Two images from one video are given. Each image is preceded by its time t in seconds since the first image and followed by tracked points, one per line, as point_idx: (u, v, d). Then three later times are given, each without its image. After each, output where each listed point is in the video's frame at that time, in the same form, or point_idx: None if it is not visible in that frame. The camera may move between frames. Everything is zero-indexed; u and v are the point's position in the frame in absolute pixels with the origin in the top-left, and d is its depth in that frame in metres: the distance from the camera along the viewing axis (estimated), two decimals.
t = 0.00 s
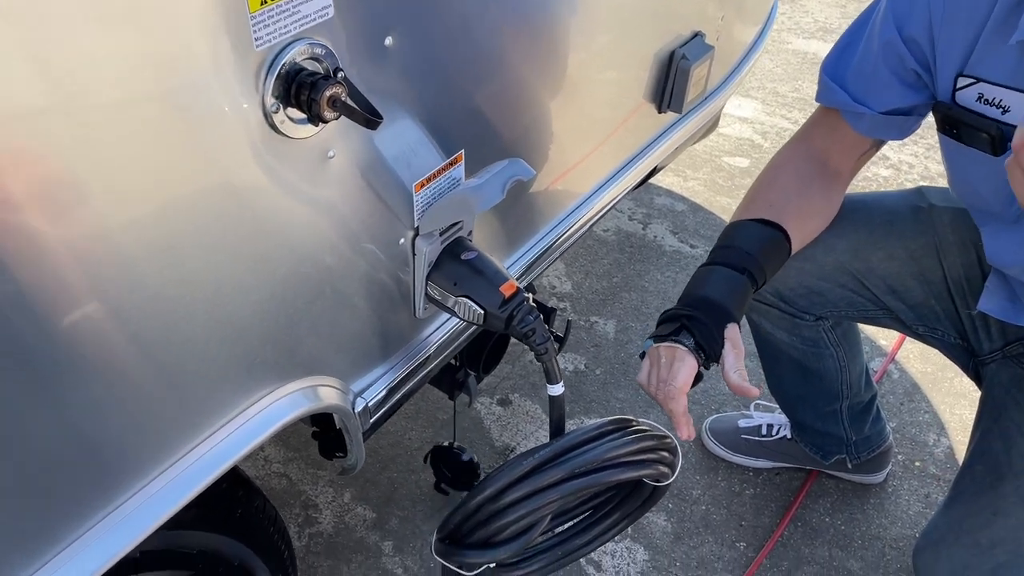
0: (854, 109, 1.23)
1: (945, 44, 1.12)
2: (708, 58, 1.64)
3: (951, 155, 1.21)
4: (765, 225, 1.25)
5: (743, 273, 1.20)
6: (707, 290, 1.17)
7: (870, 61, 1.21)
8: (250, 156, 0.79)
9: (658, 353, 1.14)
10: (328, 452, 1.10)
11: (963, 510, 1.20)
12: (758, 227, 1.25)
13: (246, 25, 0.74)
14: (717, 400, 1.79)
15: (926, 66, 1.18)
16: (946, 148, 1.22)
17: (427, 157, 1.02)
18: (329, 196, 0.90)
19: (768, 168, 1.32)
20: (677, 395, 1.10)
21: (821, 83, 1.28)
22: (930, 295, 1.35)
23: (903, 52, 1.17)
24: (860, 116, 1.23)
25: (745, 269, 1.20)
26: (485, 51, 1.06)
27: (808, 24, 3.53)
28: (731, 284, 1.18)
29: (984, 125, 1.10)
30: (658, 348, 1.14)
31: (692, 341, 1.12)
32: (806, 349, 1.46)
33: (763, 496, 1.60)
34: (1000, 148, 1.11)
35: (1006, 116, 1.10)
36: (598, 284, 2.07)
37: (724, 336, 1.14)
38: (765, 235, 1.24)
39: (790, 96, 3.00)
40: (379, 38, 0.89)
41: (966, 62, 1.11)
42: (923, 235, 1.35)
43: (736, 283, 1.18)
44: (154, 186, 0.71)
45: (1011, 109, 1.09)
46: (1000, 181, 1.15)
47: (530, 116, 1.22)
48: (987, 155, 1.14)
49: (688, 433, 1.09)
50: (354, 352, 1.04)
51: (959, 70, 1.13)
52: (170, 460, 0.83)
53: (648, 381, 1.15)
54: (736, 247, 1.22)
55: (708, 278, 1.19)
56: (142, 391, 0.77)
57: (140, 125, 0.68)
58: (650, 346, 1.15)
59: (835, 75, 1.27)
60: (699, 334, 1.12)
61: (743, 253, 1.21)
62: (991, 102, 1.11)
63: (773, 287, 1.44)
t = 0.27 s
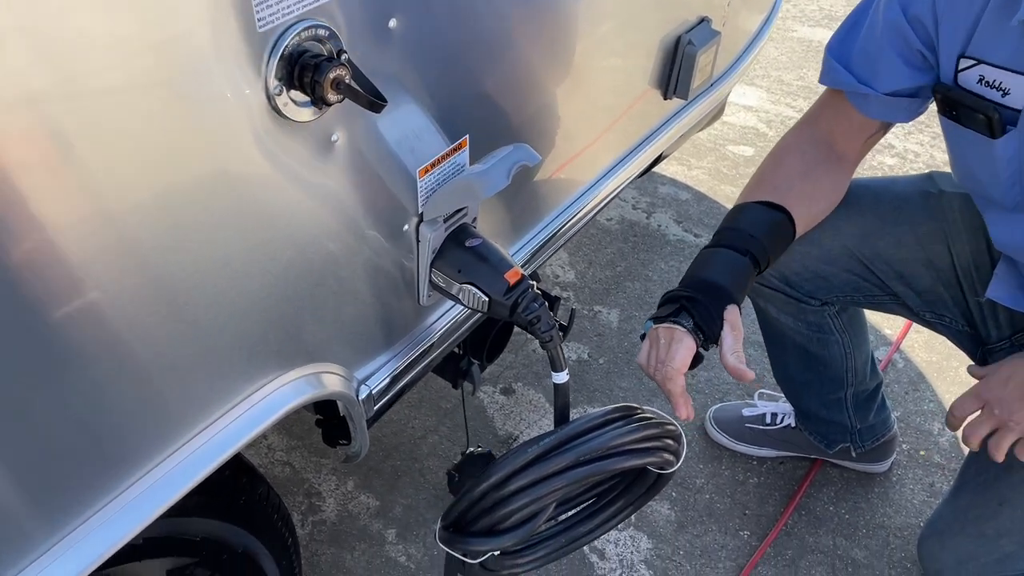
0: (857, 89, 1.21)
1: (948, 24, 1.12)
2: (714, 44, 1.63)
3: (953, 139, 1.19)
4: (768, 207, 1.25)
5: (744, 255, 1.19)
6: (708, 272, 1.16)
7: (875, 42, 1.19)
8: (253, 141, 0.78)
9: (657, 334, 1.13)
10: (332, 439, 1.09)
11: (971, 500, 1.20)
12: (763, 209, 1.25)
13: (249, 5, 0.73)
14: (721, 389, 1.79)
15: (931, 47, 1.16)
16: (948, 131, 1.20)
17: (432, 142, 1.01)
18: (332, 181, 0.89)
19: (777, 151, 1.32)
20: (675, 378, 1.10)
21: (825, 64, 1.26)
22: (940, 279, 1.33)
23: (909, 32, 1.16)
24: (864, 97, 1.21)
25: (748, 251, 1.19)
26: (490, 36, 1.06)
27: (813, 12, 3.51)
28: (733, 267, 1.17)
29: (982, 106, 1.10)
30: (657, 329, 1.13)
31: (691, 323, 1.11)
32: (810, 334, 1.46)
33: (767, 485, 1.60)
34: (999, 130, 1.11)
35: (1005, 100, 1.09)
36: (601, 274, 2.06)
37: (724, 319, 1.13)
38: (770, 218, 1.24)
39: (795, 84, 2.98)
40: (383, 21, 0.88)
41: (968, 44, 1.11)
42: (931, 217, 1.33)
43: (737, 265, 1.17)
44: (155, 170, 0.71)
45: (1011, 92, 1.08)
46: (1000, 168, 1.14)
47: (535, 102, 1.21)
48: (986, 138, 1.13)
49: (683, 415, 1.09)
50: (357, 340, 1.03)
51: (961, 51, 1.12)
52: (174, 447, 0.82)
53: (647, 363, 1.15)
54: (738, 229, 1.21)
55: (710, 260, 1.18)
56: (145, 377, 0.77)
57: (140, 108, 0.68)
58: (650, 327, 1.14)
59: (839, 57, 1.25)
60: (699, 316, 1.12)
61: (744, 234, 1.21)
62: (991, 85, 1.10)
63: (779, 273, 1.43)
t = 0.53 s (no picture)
0: (863, 81, 1.21)
1: (957, 15, 1.11)
2: (715, 33, 1.62)
3: (966, 130, 1.18)
4: (770, 197, 1.25)
5: (742, 243, 1.19)
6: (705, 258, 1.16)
7: (881, 34, 1.18)
8: (249, 131, 0.78)
9: (650, 321, 1.13)
10: (330, 431, 1.09)
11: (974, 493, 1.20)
12: (765, 199, 1.24)
13: None
14: (721, 380, 1.78)
15: (939, 38, 1.16)
16: (959, 121, 1.19)
17: (429, 132, 1.01)
18: (330, 172, 0.88)
19: (780, 140, 1.31)
20: (666, 365, 1.09)
21: (831, 55, 1.26)
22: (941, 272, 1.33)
23: (916, 25, 1.15)
24: (870, 89, 1.21)
25: (745, 241, 1.19)
26: (488, 25, 1.05)
27: (815, 1, 3.49)
28: (731, 256, 1.17)
29: (992, 98, 1.09)
30: (650, 316, 1.12)
31: (684, 311, 1.11)
32: (812, 325, 1.45)
33: (766, 476, 1.60)
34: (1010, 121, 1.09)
35: (1016, 91, 1.08)
36: (602, 265, 2.05)
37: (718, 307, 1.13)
38: (771, 207, 1.23)
39: (797, 74, 2.96)
40: (380, 9, 0.87)
41: (979, 34, 1.10)
42: (936, 207, 1.33)
43: (735, 254, 1.17)
44: (151, 161, 0.70)
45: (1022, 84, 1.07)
46: (1009, 161, 1.13)
47: (534, 92, 1.21)
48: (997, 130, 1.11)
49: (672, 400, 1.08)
50: (356, 331, 1.03)
51: (972, 42, 1.11)
52: (172, 438, 0.82)
53: (638, 348, 1.14)
54: (738, 219, 1.21)
55: (707, 248, 1.17)
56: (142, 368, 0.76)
57: (135, 98, 0.67)
58: (643, 313, 1.14)
59: (846, 47, 1.25)
60: (691, 304, 1.11)
61: (743, 224, 1.20)
62: (1002, 76, 1.09)
63: (780, 265, 1.42)
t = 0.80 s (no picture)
0: (876, 75, 1.20)
1: (972, 9, 1.10)
2: (716, 25, 1.62)
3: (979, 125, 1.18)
4: (774, 191, 1.25)
5: (745, 237, 1.19)
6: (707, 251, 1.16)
7: (897, 26, 1.18)
8: (250, 125, 0.77)
9: (649, 313, 1.13)
10: (332, 424, 1.09)
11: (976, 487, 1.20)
12: (769, 192, 1.24)
13: None
14: (722, 373, 1.78)
15: (954, 32, 1.15)
16: (973, 117, 1.18)
17: (430, 126, 1.01)
18: (331, 165, 0.88)
19: (789, 134, 1.31)
20: (663, 358, 1.09)
21: (845, 49, 1.26)
22: (947, 266, 1.32)
23: (931, 18, 1.14)
24: (883, 83, 1.21)
25: (748, 234, 1.19)
26: (488, 18, 1.04)
27: None
28: (733, 249, 1.17)
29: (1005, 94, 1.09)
30: (650, 309, 1.12)
31: (683, 304, 1.11)
32: (816, 318, 1.45)
33: (767, 469, 1.60)
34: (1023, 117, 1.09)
35: None
36: (603, 258, 2.05)
37: (718, 301, 1.13)
38: (776, 200, 1.23)
39: (798, 66, 2.95)
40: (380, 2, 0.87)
41: (995, 28, 1.09)
42: (944, 201, 1.32)
43: (738, 248, 1.17)
44: (152, 155, 0.70)
45: None
46: None
47: (535, 85, 1.20)
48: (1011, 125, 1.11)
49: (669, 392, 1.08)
50: (357, 324, 1.03)
51: (986, 37, 1.10)
52: (173, 432, 0.82)
53: (638, 340, 1.14)
54: (742, 212, 1.21)
55: (709, 243, 1.17)
56: (143, 362, 0.76)
57: (136, 92, 0.67)
58: (643, 305, 1.14)
59: (860, 41, 1.24)
60: (691, 297, 1.11)
61: (747, 218, 1.20)
62: (1017, 72, 1.08)
63: (786, 258, 1.42)
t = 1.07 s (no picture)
0: (882, 64, 1.20)
1: None
2: (719, 19, 1.61)
3: (982, 114, 1.18)
4: (776, 180, 1.25)
5: (743, 226, 1.19)
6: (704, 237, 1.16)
7: (902, 16, 1.18)
8: (253, 119, 0.77)
9: (643, 298, 1.13)
10: (335, 418, 1.10)
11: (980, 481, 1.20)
12: (771, 182, 1.24)
13: None
14: (724, 367, 1.79)
15: (960, 21, 1.15)
16: (976, 106, 1.18)
17: (433, 120, 1.00)
18: (334, 159, 0.88)
19: (795, 123, 1.31)
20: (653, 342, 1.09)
21: (850, 37, 1.25)
22: (951, 258, 1.33)
23: (937, 8, 1.14)
24: (889, 72, 1.20)
25: (746, 224, 1.19)
26: (490, 12, 1.04)
27: None
28: (730, 238, 1.17)
29: (1008, 84, 1.09)
30: (643, 293, 1.12)
31: (676, 289, 1.11)
32: (819, 309, 1.45)
33: (769, 463, 1.61)
34: None
35: None
36: (605, 252, 2.05)
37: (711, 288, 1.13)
38: (774, 190, 1.23)
39: (800, 61, 2.95)
40: None
41: (999, 17, 1.09)
42: (950, 193, 1.32)
43: (735, 237, 1.17)
44: (156, 149, 0.70)
45: None
46: None
47: (537, 79, 1.20)
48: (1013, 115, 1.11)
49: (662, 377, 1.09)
50: (360, 319, 1.03)
51: (991, 26, 1.10)
52: (178, 426, 0.82)
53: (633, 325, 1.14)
54: (742, 200, 1.21)
55: (708, 228, 1.18)
56: (149, 356, 0.76)
57: (140, 86, 0.67)
58: (638, 290, 1.14)
59: (865, 29, 1.24)
60: (684, 283, 1.11)
61: (746, 207, 1.20)
62: (1021, 61, 1.08)
63: (789, 249, 1.42)
